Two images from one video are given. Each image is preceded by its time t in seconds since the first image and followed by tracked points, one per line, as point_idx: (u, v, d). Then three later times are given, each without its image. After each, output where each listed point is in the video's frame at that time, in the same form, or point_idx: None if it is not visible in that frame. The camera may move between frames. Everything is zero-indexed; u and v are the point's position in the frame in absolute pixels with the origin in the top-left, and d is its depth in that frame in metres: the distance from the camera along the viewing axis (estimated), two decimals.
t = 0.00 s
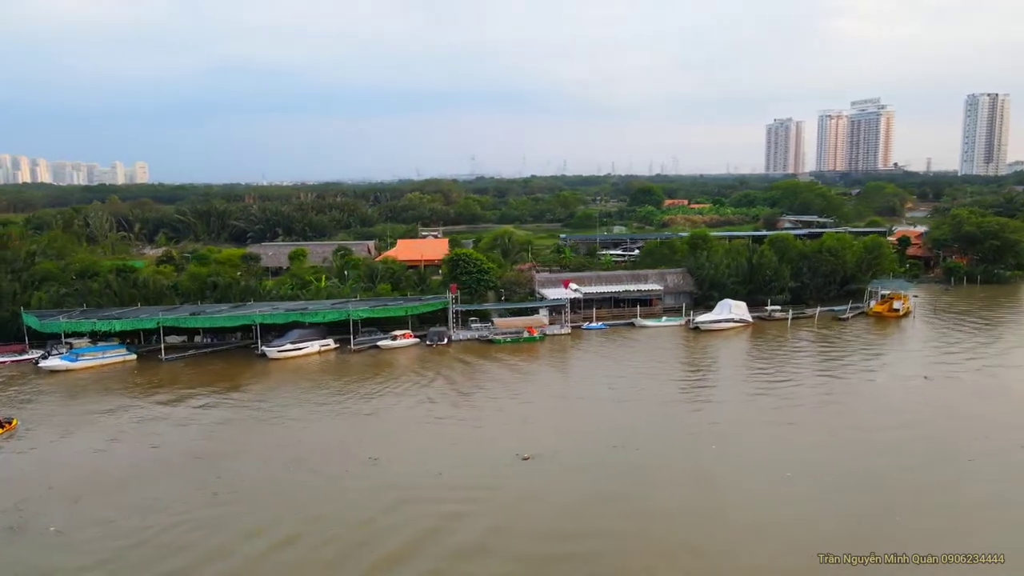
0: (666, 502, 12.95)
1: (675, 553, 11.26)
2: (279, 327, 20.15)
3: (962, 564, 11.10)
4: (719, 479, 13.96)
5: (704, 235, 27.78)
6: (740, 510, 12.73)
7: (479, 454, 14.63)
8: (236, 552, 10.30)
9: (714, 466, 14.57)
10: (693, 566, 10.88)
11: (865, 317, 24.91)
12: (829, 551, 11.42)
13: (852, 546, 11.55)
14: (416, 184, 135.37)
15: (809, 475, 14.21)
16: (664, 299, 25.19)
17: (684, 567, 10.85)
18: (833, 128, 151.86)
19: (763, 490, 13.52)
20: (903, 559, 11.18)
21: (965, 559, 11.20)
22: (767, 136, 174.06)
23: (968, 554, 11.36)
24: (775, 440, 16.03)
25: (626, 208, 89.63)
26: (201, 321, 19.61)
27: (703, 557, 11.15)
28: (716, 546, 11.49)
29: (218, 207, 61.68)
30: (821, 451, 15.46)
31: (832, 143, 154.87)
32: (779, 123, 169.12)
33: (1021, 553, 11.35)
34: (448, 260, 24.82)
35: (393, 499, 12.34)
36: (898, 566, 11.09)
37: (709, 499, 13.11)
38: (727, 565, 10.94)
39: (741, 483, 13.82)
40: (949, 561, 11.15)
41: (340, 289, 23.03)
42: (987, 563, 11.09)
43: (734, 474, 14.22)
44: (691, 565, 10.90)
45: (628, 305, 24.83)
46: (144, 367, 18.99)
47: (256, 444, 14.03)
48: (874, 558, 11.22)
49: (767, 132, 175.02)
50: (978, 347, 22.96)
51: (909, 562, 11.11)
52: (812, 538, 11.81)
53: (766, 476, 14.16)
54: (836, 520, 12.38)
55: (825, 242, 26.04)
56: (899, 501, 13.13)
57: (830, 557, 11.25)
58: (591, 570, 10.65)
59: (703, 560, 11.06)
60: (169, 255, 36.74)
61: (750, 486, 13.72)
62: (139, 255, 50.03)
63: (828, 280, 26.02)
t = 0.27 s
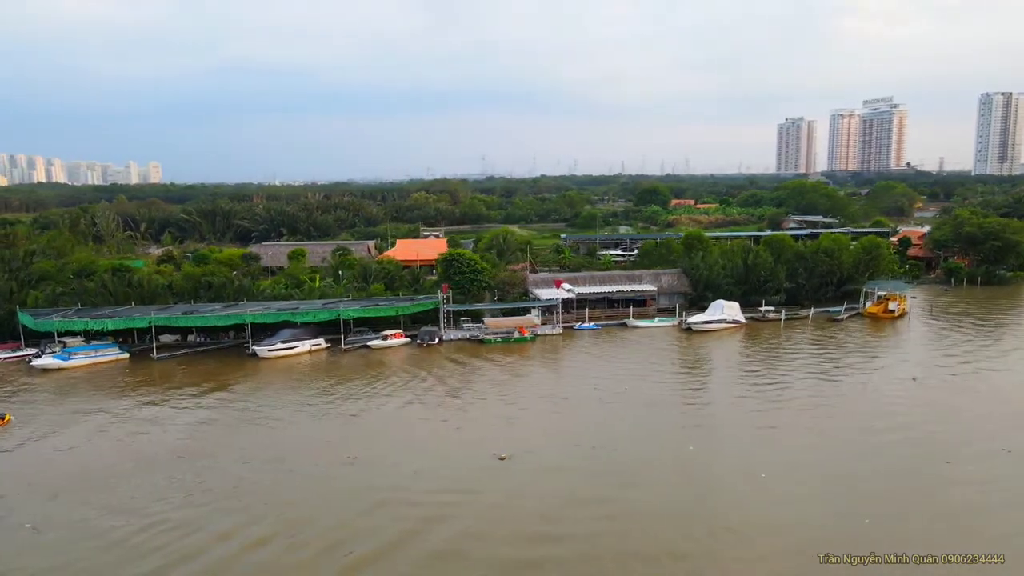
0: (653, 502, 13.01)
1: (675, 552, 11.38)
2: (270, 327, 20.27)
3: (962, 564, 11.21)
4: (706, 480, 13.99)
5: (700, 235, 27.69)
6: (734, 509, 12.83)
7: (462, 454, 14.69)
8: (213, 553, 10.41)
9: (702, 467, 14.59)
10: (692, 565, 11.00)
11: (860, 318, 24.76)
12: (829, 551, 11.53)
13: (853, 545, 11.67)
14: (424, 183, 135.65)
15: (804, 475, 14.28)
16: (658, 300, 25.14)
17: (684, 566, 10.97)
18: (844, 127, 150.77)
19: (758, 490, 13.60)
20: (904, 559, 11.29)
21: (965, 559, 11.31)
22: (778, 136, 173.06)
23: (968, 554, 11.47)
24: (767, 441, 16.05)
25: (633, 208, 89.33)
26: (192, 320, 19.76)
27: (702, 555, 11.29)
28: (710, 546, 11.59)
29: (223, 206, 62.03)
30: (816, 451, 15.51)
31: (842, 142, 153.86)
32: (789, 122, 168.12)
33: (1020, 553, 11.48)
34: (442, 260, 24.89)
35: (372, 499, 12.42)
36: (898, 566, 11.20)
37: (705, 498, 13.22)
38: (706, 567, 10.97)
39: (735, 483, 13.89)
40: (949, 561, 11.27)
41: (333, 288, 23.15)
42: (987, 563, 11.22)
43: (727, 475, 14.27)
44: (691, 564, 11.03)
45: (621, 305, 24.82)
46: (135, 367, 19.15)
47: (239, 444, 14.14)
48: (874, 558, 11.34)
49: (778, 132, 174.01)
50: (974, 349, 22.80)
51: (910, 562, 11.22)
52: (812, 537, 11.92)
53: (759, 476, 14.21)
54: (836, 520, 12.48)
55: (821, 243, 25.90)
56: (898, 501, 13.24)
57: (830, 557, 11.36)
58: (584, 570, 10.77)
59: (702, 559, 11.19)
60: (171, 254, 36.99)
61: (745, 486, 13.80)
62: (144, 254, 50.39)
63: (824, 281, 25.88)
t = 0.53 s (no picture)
0: (638, 503, 13.02)
1: (671, 553, 11.42)
2: (261, 326, 20.39)
3: (963, 564, 11.21)
4: (690, 482, 13.95)
5: (695, 235, 27.62)
6: (728, 509, 12.85)
7: (443, 454, 14.71)
8: (186, 553, 10.47)
9: (687, 468, 14.56)
10: (689, 566, 11.04)
11: (854, 319, 24.61)
12: (829, 551, 11.54)
13: (852, 546, 11.67)
14: (431, 182, 136.01)
15: (799, 476, 14.27)
16: (651, 300, 25.09)
17: (682, 567, 11.01)
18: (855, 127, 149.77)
19: (754, 490, 13.62)
20: (904, 559, 11.30)
21: (965, 559, 11.31)
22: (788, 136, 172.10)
23: (968, 554, 11.47)
24: (759, 441, 16.03)
25: (639, 208, 89.08)
26: (183, 320, 19.89)
27: (698, 556, 11.32)
28: (701, 547, 11.60)
29: (229, 206, 62.33)
30: (811, 451, 15.49)
31: (852, 142, 152.86)
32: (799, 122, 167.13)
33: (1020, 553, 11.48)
34: (435, 260, 24.95)
35: (349, 500, 12.46)
36: (898, 566, 11.21)
37: (702, 498, 13.25)
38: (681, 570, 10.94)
39: (729, 483, 13.90)
40: (949, 561, 11.27)
41: (326, 288, 23.25)
42: (987, 562, 11.20)
43: (718, 475, 14.27)
44: (689, 565, 11.06)
45: (614, 305, 24.79)
46: (126, 366, 19.30)
47: (221, 444, 14.23)
48: (874, 558, 11.35)
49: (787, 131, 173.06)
50: (968, 350, 22.64)
51: (910, 562, 11.22)
52: (811, 537, 11.93)
53: (753, 477, 14.21)
54: (833, 520, 12.49)
55: (816, 244, 25.77)
56: (897, 501, 13.24)
57: (830, 557, 11.37)
58: (571, 570, 10.81)
59: (698, 560, 11.22)
60: (172, 254, 37.21)
61: (739, 486, 13.81)
62: (148, 253, 50.72)
63: (819, 282, 25.76)
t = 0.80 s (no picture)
0: (617, 504, 13.01)
1: (667, 553, 11.46)
2: (251, 326, 20.50)
3: (962, 564, 11.23)
4: (675, 484, 13.91)
5: (690, 235, 27.56)
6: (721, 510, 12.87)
7: (424, 454, 14.73)
8: (161, 552, 10.54)
9: (674, 470, 14.53)
10: (687, 566, 11.08)
11: (848, 320, 24.49)
12: (829, 551, 11.57)
13: (852, 546, 11.70)
14: (438, 182, 136.30)
15: (793, 476, 14.27)
16: (644, 300, 25.05)
17: (680, 567, 11.06)
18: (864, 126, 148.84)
19: (749, 490, 13.63)
20: (904, 559, 11.33)
21: (965, 559, 11.32)
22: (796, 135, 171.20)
23: (968, 553, 11.48)
24: (751, 442, 16.02)
25: (644, 208, 88.90)
26: (174, 319, 20.02)
27: (695, 556, 11.36)
28: (691, 547, 11.62)
29: (233, 206, 62.67)
30: (806, 453, 15.47)
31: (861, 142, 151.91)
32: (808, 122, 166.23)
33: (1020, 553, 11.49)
34: (428, 260, 25.00)
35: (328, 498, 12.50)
36: (898, 566, 11.23)
37: (698, 498, 13.28)
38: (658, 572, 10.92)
39: (724, 484, 13.92)
40: (949, 561, 11.29)
41: (318, 288, 23.33)
42: (987, 562, 11.22)
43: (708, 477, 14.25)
44: (687, 565, 11.10)
45: (607, 305, 24.76)
46: (116, 365, 19.45)
47: (203, 443, 14.31)
48: (874, 558, 11.37)
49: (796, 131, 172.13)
50: (962, 352, 22.46)
51: (909, 562, 11.25)
52: (811, 537, 11.95)
53: (746, 478, 14.20)
54: (831, 521, 12.51)
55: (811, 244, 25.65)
56: (896, 501, 13.26)
57: (830, 557, 11.40)
58: (557, 570, 10.84)
59: (694, 560, 11.25)
60: (173, 253, 37.49)
61: (733, 486, 13.83)
62: (152, 253, 51.07)
63: (814, 282, 25.64)
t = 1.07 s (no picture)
0: (595, 505, 13.01)
1: (660, 553, 11.51)
2: (241, 325, 20.61)
3: (962, 564, 11.27)
4: (661, 484, 13.88)
5: (684, 235, 27.49)
6: (716, 510, 12.89)
7: (406, 454, 14.78)
8: (137, 550, 10.62)
9: (660, 470, 14.50)
10: (686, 566, 11.15)
11: (842, 321, 24.38)
12: (829, 551, 11.61)
13: (852, 546, 11.75)
14: (444, 182, 136.48)
15: (789, 477, 14.29)
16: (637, 301, 25.01)
17: (677, 567, 11.12)
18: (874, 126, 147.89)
19: (745, 491, 13.66)
20: (904, 559, 11.37)
21: (965, 559, 11.36)
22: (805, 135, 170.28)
23: (968, 554, 11.53)
24: (744, 442, 16.02)
25: (650, 207, 88.71)
26: (164, 318, 20.16)
27: (693, 556, 11.42)
28: (685, 548, 11.65)
29: (238, 205, 63.00)
30: (803, 454, 15.47)
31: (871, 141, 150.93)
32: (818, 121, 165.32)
33: (1021, 553, 11.53)
34: (421, 259, 25.06)
35: (306, 498, 12.55)
36: (898, 565, 11.28)
37: (695, 498, 13.32)
38: (635, 574, 10.92)
39: (720, 484, 13.95)
40: (948, 561, 11.33)
41: (310, 288, 23.42)
42: (987, 563, 11.25)
43: (698, 476, 14.26)
44: (685, 565, 11.17)
45: (599, 306, 24.72)
46: (107, 363, 19.60)
47: (185, 441, 14.40)
48: (874, 558, 11.41)
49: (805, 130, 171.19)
50: (956, 354, 22.28)
51: (909, 562, 11.30)
52: (811, 538, 12.00)
53: (729, 479, 14.18)
54: (831, 522, 12.54)
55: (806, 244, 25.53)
56: (895, 501, 13.29)
57: (830, 557, 11.44)
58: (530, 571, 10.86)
59: (690, 560, 11.30)
60: (174, 253, 37.73)
61: (729, 486, 13.86)
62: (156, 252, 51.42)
63: (808, 282, 25.52)
